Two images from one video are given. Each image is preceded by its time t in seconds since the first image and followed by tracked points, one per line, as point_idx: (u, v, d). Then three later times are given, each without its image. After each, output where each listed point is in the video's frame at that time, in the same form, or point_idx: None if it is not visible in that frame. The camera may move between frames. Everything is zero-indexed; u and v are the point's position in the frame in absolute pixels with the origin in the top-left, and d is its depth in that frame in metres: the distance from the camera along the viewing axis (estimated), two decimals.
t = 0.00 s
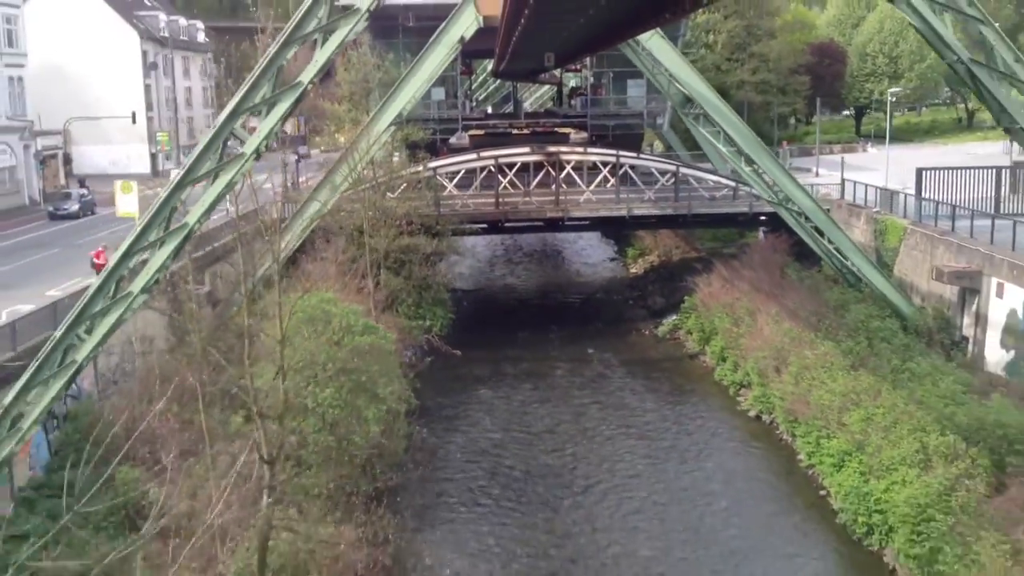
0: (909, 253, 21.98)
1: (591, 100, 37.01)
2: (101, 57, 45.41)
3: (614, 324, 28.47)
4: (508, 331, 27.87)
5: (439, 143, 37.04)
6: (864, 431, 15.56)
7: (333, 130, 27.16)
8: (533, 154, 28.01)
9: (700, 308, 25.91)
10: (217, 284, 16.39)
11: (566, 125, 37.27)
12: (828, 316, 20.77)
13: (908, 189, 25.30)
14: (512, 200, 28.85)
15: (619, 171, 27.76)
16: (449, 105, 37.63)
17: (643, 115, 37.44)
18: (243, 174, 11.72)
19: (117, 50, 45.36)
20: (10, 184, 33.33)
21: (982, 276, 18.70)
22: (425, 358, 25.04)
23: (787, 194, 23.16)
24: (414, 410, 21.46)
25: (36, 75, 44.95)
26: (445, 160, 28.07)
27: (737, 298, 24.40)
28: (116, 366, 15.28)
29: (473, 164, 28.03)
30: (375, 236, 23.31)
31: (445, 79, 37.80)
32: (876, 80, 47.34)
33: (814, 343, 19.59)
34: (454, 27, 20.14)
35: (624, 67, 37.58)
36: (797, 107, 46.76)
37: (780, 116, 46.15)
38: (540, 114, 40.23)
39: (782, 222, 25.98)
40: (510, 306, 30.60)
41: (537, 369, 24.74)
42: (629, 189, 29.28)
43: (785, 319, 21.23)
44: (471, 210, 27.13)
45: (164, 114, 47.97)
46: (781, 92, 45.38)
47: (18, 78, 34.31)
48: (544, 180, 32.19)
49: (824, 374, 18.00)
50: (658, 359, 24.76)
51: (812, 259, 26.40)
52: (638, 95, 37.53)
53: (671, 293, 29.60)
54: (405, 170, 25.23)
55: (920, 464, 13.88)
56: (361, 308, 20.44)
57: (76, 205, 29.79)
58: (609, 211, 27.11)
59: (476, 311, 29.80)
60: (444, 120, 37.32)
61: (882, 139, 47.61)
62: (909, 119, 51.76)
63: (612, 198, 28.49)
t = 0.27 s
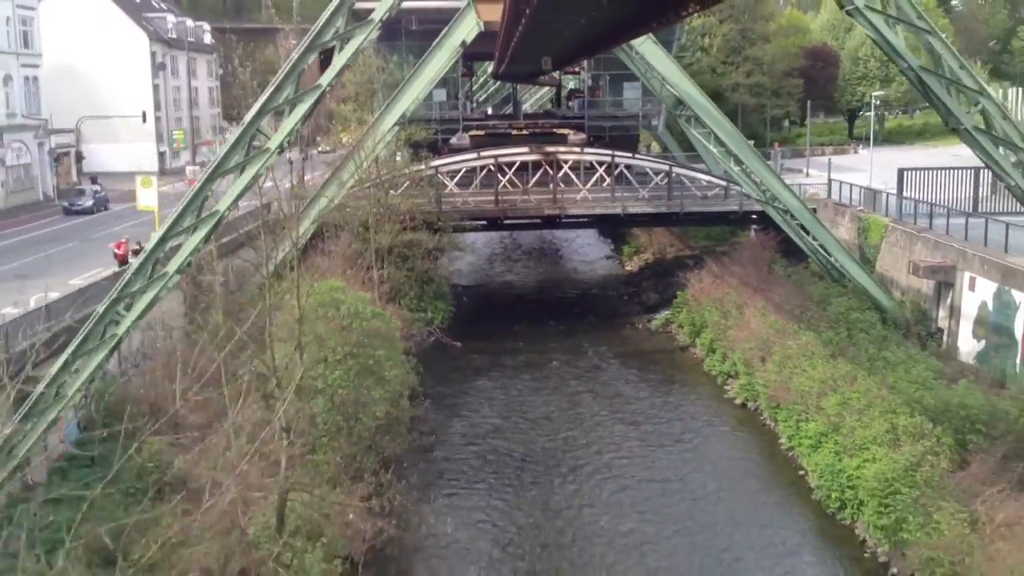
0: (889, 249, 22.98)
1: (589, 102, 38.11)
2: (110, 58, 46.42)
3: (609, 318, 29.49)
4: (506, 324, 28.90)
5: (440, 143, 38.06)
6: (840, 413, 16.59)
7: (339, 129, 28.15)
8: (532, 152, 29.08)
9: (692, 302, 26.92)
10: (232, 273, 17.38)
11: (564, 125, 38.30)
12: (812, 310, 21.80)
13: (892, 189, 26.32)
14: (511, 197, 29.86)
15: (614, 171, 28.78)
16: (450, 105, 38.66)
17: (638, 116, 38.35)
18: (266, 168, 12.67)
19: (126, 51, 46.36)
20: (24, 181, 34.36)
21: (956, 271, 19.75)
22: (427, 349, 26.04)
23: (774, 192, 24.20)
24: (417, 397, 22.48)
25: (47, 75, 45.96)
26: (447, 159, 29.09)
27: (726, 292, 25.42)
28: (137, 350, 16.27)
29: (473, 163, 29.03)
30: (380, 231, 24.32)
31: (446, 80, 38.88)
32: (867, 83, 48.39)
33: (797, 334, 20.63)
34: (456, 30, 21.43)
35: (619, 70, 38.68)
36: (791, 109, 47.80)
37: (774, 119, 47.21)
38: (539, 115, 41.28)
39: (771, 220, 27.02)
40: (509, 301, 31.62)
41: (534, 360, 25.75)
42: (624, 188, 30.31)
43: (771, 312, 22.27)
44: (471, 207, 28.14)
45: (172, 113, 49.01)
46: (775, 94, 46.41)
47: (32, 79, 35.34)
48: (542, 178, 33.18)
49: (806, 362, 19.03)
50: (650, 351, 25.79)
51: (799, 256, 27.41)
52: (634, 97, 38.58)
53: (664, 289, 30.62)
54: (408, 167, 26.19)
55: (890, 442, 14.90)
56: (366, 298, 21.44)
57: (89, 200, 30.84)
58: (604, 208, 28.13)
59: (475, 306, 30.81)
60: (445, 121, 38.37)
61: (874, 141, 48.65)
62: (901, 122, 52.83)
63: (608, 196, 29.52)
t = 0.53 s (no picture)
0: (871, 244, 24.01)
1: (585, 103, 39.17)
2: (119, 57, 47.44)
3: (604, 312, 30.50)
4: (505, 317, 29.91)
5: (440, 142, 39.10)
6: (818, 397, 17.63)
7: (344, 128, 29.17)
8: (530, 151, 30.11)
9: (684, 296, 27.93)
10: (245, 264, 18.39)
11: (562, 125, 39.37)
12: (796, 302, 22.82)
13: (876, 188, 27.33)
14: (510, 195, 30.88)
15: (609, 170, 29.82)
16: (450, 105, 39.72)
17: (634, 117, 39.59)
18: (284, 163, 13.71)
19: (134, 51, 47.37)
20: (38, 177, 35.37)
21: (932, 265, 20.70)
22: (428, 340, 27.04)
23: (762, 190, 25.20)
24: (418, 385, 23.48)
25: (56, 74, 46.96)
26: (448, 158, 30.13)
27: (716, 286, 26.43)
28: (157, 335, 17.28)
29: (473, 161, 30.06)
30: (384, 226, 25.34)
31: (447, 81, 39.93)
32: (859, 86, 49.46)
33: (781, 325, 21.69)
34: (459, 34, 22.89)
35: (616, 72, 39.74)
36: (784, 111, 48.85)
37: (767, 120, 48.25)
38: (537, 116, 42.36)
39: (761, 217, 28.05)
40: (507, 296, 32.63)
41: (531, 351, 26.76)
42: (619, 186, 31.35)
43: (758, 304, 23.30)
44: (471, 204, 29.17)
45: (178, 112, 50.03)
46: (768, 97, 47.45)
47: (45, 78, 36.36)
48: (540, 176, 34.21)
49: (788, 351, 20.06)
50: (643, 343, 26.79)
51: (787, 252, 28.43)
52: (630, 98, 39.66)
53: (657, 284, 31.62)
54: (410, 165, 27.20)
55: (862, 422, 15.92)
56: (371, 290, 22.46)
57: (103, 196, 31.89)
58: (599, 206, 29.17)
59: (475, 300, 31.83)
60: (445, 121, 39.41)
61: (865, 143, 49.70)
62: (893, 124, 53.85)
63: (603, 194, 30.54)
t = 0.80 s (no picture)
0: (855, 240, 25.03)
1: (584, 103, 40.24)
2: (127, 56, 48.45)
3: (600, 305, 31.52)
4: (504, 310, 30.93)
5: (442, 141, 40.14)
6: (799, 382, 18.68)
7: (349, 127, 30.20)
8: (529, 149, 31.14)
9: (676, 289, 28.95)
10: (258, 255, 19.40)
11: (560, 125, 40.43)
12: (782, 295, 23.84)
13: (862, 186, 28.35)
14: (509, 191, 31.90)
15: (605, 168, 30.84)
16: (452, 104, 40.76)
17: (631, 117, 40.63)
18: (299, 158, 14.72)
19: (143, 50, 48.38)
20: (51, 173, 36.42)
21: (910, 258, 21.71)
22: (430, 331, 28.06)
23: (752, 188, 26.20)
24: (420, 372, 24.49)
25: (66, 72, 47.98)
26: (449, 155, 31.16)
27: (707, 279, 27.46)
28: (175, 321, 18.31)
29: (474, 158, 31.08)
30: (387, 220, 26.36)
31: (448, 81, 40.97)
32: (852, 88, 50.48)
33: (768, 317, 22.73)
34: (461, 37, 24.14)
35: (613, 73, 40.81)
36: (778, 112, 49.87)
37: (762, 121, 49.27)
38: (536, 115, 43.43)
39: (751, 214, 29.13)
40: (506, 289, 33.66)
41: (529, 342, 27.77)
42: (615, 184, 32.39)
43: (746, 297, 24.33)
44: (472, 200, 30.20)
45: (185, 110, 51.06)
46: (763, 97, 48.47)
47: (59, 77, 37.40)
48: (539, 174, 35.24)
49: (772, 340, 21.08)
50: (636, 334, 27.80)
51: (776, 247, 29.45)
52: (627, 98, 40.72)
53: (652, 279, 32.64)
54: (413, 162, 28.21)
55: (839, 403, 17.01)
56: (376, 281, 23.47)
57: (115, 191, 33.02)
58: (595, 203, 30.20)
59: (474, 293, 32.87)
60: (447, 119, 40.45)
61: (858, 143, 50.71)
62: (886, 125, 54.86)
63: (599, 191, 31.57)
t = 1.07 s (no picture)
0: (840, 236, 26.07)
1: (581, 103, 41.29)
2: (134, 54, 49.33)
3: (596, 299, 32.53)
4: (502, 303, 31.93)
5: (442, 139, 41.14)
6: (781, 368, 19.68)
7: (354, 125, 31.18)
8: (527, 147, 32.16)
9: (669, 283, 29.97)
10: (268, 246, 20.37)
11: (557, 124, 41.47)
12: (769, 288, 24.85)
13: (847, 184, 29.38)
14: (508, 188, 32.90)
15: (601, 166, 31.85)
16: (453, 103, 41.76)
17: (627, 116, 41.71)
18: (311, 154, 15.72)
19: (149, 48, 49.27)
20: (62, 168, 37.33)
21: (890, 252, 22.74)
22: (431, 322, 29.04)
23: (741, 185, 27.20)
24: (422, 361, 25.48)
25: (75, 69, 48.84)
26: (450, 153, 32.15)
27: (698, 273, 28.48)
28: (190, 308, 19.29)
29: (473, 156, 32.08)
30: (390, 215, 27.35)
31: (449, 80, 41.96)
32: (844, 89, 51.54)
33: (755, 308, 23.76)
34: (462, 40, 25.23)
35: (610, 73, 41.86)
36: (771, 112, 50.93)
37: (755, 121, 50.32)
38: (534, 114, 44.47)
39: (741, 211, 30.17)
40: (504, 283, 34.65)
41: (526, 334, 28.76)
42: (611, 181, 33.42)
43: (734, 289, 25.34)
44: (471, 196, 31.20)
45: (191, 108, 51.96)
46: (756, 98, 49.52)
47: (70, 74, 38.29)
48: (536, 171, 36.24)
49: (757, 329, 22.09)
50: (630, 326, 28.81)
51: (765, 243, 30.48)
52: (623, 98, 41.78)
53: (646, 273, 33.65)
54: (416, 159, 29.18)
55: (817, 387, 18.08)
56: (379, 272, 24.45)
57: (126, 186, 33.93)
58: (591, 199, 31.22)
59: (473, 287, 33.86)
60: (448, 117, 41.45)
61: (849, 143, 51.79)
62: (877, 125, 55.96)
63: (595, 188, 32.59)
